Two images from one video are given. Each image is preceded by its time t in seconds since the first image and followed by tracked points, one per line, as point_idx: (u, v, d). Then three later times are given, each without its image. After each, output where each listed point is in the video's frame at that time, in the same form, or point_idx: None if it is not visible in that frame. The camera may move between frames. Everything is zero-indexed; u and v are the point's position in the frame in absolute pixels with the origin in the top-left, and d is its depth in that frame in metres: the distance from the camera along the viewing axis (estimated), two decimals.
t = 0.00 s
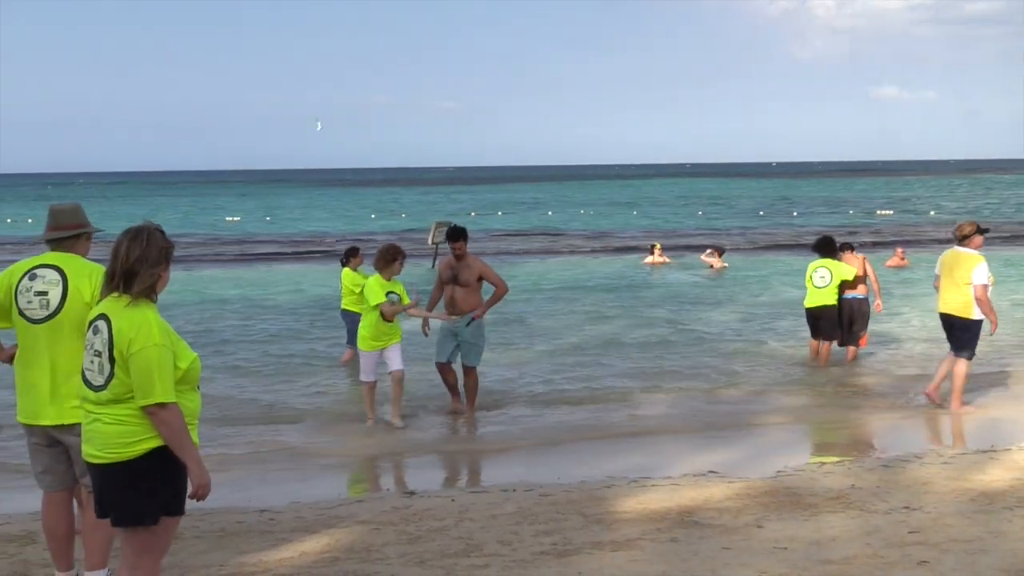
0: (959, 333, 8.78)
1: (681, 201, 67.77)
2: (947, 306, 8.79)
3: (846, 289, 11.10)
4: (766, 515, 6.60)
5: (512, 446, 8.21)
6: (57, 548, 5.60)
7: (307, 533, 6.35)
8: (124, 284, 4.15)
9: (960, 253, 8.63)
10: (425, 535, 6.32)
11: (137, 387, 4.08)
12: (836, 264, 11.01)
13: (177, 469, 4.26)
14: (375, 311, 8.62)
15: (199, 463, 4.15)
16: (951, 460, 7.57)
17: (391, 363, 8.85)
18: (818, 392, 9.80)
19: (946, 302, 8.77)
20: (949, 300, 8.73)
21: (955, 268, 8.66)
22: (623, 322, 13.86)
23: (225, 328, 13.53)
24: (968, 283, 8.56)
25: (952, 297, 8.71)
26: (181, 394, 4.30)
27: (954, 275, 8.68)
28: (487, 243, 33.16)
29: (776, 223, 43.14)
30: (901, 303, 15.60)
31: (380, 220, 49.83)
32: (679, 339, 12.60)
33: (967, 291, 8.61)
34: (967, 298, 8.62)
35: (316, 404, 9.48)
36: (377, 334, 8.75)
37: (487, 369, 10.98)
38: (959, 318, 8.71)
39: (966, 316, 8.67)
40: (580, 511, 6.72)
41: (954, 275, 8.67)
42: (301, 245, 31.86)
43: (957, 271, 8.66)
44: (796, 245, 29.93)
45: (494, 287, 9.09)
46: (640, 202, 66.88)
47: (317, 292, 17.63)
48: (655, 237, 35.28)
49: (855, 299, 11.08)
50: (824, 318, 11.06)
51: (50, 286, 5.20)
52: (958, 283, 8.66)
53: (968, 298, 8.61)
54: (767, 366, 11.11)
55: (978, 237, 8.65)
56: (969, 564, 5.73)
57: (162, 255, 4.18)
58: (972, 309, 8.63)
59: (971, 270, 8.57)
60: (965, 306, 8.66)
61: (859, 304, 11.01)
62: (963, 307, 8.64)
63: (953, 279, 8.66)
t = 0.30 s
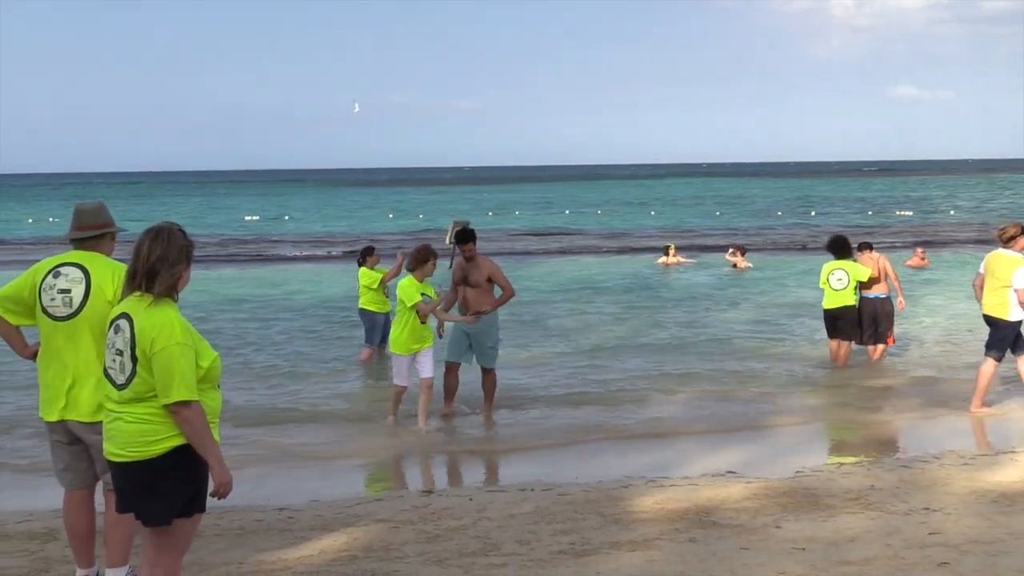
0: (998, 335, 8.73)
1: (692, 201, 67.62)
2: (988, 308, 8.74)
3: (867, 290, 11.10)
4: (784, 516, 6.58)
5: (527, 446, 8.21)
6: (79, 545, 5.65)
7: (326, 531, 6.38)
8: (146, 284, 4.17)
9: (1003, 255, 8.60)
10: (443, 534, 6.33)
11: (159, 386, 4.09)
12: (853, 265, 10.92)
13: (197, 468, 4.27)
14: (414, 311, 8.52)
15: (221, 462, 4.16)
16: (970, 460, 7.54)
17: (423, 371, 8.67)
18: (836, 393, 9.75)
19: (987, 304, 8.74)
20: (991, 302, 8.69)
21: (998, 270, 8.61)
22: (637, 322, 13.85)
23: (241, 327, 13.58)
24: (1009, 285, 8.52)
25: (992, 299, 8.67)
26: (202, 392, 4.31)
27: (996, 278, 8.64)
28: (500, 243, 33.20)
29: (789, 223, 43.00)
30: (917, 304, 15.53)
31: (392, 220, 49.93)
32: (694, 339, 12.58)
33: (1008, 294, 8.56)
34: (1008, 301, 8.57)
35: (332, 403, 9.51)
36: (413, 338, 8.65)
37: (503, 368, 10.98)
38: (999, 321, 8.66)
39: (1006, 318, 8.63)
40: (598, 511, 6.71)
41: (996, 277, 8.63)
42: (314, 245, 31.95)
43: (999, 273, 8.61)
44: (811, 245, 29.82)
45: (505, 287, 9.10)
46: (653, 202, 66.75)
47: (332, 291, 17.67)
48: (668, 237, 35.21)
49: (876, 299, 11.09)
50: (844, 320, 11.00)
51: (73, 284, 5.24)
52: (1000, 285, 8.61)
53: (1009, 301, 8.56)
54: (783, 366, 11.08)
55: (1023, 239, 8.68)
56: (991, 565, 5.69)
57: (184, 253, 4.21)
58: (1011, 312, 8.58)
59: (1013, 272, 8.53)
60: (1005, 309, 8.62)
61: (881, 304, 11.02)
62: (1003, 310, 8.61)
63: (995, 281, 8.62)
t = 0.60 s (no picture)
0: None
1: (703, 203, 67.71)
2: None
3: (883, 289, 11.35)
4: (800, 509, 6.75)
5: (547, 442, 8.40)
6: (118, 536, 5.89)
7: (354, 522, 6.58)
8: (180, 283, 4.26)
9: None
10: (467, 526, 6.52)
11: (195, 382, 4.19)
12: (863, 264, 11.05)
13: (231, 462, 4.36)
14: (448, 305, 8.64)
15: (255, 455, 4.26)
16: (982, 455, 7.69)
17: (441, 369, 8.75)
18: (850, 390, 9.91)
19: None
20: None
21: None
22: (653, 321, 14.04)
23: (263, 326, 13.85)
24: None
25: None
26: (236, 389, 4.43)
27: None
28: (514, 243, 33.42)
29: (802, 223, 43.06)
30: (931, 305, 15.65)
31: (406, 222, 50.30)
32: (708, 338, 12.75)
33: None
34: None
35: (355, 400, 9.73)
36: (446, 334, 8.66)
37: (521, 367, 11.18)
38: None
39: None
40: (618, 504, 6.90)
41: None
42: (330, 247, 32.29)
43: None
44: (824, 246, 29.91)
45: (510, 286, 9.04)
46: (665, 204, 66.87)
47: (350, 291, 17.93)
48: (681, 237, 35.35)
49: (894, 298, 11.34)
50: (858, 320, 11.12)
51: (112, 283, 5.46)
52: None
53: None
54: (797, 364, 11.24)
55: None
56: (1004, 557, 5.85)
57: (216, 254, 4.32)
58: None
59: None
60: None
61: (897, 302, 11.28)
62: None
63: None
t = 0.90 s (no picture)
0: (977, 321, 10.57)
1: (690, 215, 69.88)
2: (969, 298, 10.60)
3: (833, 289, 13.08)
4: (763, 466, 8.46)
5: (557, 411, 10.11)
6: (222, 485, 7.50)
7: (408, 474, 8.26)
8: (270, 285, 5.68)
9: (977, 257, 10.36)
10: (499, 478, 8.21)
11: (280, 364, 5.52)
12: (816, 270, 13.13)
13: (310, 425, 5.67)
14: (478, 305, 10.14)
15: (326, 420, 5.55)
16: (913, 423, 9.44)
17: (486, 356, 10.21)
18: (811, 372, 11.67)
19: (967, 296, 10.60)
20: (971, 294, 10.53)
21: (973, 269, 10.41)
22: (643, 316, 15.81)
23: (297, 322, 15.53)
24: (977, 281, 10.29)
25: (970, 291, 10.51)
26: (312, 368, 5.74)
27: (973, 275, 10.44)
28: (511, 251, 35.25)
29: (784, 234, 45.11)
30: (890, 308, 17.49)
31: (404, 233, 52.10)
32: (692, 330, 14.51)
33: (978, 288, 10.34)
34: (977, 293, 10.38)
35: (391, 381, 11.42)
36: (491, 327, 10.10)
37: (530, 353, 12.90)
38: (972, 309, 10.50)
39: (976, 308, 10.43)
40: (618, 461, 8.59)
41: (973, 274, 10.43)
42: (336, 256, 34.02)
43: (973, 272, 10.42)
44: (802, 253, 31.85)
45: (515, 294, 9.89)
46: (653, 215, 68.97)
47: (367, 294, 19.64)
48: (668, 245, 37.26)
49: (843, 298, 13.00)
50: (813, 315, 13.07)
51: (218, 283, 7.13)
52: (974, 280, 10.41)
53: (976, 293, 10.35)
54: (768, 350, 13.01)
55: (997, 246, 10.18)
56: (915, 501, 7.58)
57: (298, 262, 5.72)
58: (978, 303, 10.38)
59: (980, 270, 10.23)
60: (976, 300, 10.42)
61: (845, 301, 12.95)
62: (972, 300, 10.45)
63: (970, 277, 10.43)
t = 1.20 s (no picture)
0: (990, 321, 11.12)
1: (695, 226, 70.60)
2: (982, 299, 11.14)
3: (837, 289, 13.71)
4: (767, 454, 9.02)
5: (572, 405, 10.72)
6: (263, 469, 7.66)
7: (435, 460, 8.85)
8: (310, 284, 5.62)
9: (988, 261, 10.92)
10: (519, 464, 8.79)
11: (318, 357, 5.47)
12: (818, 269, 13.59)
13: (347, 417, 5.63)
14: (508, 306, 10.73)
15: (363, 413, 5.51)
16: (908, 416, 10.01)
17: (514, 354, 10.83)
18: (814, 368, 12.28)
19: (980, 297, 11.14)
20: (983, 295, 11.07)
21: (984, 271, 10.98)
22: (653, 316, 16.46)
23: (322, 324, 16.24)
24: (991, 283, 10.86)
25: (982, 293, 11.06)
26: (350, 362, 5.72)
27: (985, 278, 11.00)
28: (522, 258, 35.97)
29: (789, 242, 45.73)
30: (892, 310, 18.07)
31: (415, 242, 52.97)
32: (700, 330, 15.14)
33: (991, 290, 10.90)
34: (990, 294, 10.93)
35: (415, 379, 12.07)
36: (520, 327, 10.68)
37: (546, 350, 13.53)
38: (987, 310, 11.04)
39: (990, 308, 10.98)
40: (631, 450, 9.17)
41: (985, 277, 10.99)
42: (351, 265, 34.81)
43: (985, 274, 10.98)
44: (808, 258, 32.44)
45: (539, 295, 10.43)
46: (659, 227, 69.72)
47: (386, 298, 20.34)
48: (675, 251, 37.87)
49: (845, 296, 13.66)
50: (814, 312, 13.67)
51: (261, 283, 7.28)
52: (987, 282, 10.96)
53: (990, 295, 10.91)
54: (773, 347, 13.62)
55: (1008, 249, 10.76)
56: (912, 489, 7.93)
57: (338, 262, 5.67)
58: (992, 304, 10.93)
59: (993, 273, 10.81)
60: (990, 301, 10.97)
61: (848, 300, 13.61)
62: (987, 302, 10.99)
63: (983, 279, 10.99)
